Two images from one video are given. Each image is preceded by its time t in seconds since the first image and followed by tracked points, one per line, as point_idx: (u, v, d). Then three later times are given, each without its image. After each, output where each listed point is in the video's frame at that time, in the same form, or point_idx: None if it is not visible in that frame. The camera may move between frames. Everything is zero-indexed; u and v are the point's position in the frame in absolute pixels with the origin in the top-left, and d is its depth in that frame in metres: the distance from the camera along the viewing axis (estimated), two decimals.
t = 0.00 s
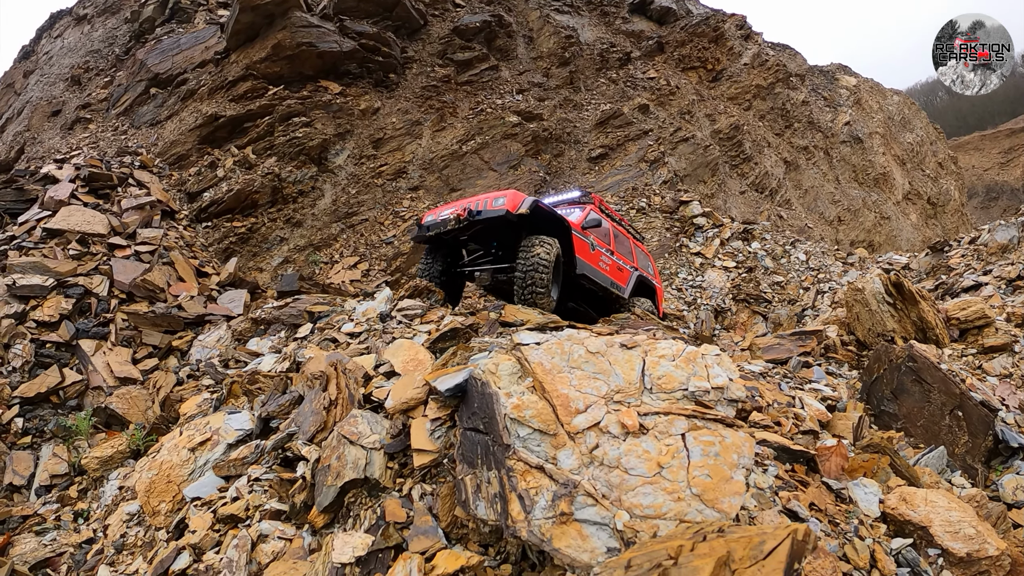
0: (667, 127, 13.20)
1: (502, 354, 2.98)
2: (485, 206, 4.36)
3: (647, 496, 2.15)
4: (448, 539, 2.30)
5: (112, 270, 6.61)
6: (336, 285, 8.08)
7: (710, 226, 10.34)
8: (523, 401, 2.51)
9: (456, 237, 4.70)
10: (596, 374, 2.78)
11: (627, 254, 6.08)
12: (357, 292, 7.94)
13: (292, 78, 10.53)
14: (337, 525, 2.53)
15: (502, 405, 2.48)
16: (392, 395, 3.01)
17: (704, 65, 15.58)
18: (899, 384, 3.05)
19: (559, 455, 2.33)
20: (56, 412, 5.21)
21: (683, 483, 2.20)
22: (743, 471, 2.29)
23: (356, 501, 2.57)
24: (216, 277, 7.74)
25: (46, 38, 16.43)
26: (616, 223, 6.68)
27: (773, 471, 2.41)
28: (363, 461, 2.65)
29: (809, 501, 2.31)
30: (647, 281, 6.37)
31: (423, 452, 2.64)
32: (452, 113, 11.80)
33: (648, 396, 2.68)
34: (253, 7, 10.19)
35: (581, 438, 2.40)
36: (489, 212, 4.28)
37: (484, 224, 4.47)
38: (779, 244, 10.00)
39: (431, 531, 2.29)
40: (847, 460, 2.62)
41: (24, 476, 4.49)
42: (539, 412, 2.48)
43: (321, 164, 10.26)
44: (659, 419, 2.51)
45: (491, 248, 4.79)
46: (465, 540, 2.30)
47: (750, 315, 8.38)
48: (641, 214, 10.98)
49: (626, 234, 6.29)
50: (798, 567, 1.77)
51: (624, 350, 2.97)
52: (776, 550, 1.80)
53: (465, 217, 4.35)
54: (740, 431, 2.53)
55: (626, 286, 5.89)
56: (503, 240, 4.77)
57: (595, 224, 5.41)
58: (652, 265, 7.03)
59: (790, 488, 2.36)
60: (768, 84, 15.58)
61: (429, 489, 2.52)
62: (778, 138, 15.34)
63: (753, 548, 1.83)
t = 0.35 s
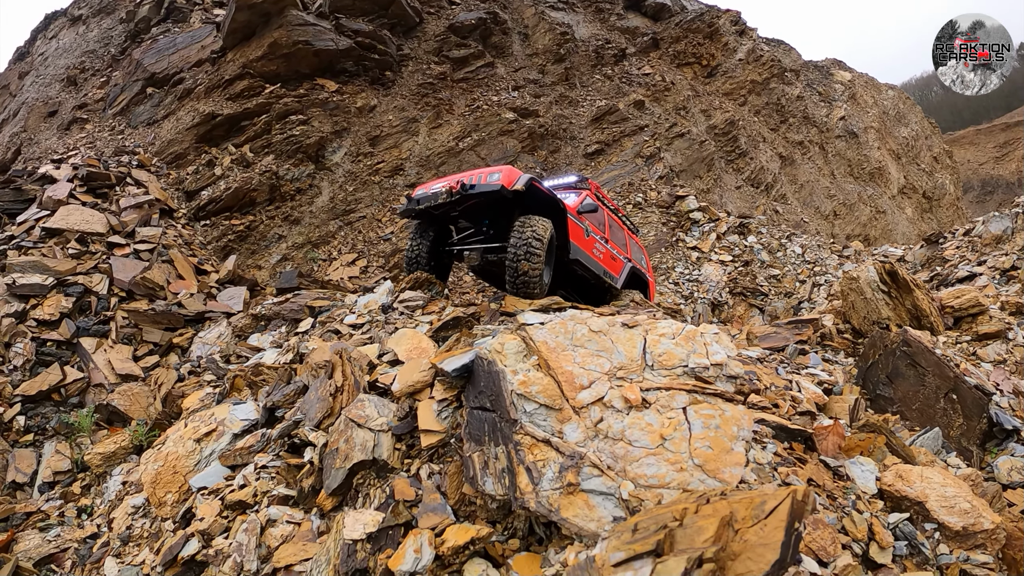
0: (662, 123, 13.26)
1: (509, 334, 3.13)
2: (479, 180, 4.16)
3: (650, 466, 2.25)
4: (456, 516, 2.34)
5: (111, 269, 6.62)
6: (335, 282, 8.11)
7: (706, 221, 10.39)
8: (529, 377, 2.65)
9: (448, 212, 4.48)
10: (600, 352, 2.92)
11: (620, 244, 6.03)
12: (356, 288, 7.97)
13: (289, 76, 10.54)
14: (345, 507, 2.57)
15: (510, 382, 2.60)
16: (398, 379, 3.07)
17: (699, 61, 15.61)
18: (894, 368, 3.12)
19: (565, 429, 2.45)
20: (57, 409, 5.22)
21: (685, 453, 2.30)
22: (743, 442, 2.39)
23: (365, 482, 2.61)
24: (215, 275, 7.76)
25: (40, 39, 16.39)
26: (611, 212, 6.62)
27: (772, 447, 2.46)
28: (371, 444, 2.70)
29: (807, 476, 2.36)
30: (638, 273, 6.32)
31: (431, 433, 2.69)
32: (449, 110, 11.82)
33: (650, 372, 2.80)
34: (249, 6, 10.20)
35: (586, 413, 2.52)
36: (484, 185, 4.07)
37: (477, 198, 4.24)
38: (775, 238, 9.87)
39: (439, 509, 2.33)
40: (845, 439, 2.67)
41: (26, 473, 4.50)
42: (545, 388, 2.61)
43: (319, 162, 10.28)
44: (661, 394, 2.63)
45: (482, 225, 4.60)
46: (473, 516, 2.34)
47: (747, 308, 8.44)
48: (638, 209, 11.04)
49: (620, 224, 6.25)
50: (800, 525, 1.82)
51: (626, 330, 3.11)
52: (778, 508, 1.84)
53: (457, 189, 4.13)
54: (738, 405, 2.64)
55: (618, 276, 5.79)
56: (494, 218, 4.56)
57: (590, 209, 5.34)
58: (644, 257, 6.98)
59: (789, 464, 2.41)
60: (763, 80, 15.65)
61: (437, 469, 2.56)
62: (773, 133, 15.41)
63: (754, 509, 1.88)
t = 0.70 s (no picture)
0: (663, 125, 13.30)
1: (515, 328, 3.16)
2: (495, 172, 4.13)
3: (656, 456, 2.27)
4: (464, 508, 2.37)
5: (115, 270, 6.66)
6: (338, 284, 8.14)
7: (708, 222, 10.41)
8: (537, 369, 2.68)
9: (454, 201, 4.45)
10: (605, 345, 2.95)
11: (624, 248, 6.06)
12: (359, 289, 8.00)
13: (291, 79, 10.59)
14: (352, 500, 2.60)
15: (518, 374, 2.64)
16: (406, 374, 3.12)
17: (699, 63, 15.66)
18: (895, 364, 3.14)
19: (572, 420, 2.48)
20: (61, 410, 5.24)
21: (690, 444, 2.32)
22: (747, 433, 2.41)
23: (372, 476, 2.64)
24: (218, 277, 7.80)
25: (43, 42, 16.47)
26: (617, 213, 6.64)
27: (775, 440, 2.49)
28: (380, 438, 2.73)
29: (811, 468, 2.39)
30: (638, 278, 6.36)
31: (439, 426, 2.73)
32: (451, 112, 11.88)
33: (655, 365, 2.83)
34: (251, 9, 10.25)
35: (593, 404, 2.55)
36: (500, 178, 4.05)
37: (489, 191, 4.22)
38: (777, 238, 9.98)
39: (447, 501, 2.36)
40: (846, 433, 2.70)
41: (30, 473, 4.52)
42: (552, 379, 2.64)
43: (321, 165, 10.32)
44: (666, 385, 2.66)
45: (490, 219, 4.59)
46: (481, 509, 2.38)
47: (749, 309, 8.46)
48: (640, 211, 11.09)
49: (624, 227, 6.28)
50: (805, 510, 1.87)
51: (630, 324, 3.14)
52: (782, 493, 1.89)
53: (471, 179, 4.10)
54: (743, 397, 2.67)
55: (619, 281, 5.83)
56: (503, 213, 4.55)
57: (599, 210, 5.36)
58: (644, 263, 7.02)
59: (793, 456, 2.44)
60: (763, 82, 15.70)
61: (444, 462, 2.60)
62: (774, 135, 15.44)
63: (759, 494, 1.93)
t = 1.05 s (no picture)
0: (672, 128, 13.30)
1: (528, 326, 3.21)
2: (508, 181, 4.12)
3: (667, 451, 2.31)
4: (476, 503, 2.41)
5: (126, 270, 6.74)
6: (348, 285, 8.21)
7: (716, 226, 10.39)
8: (550, 365, 2.73)
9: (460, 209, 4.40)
10: (617, 342, 2.99)
11: (626, 241, 6.11)
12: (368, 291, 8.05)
13: (301, 81, 10.69)
14: (364, 495, 2.65)
15: (531, 370, 2.69)
16: (419, 371, 3.16)
17: (708, 67, 15.66)
18: (903, 366, 3.17)
19: (584, 415, 2.52)
20: (71, 408, 5.27)
21: (700, 439, 2.35)
22: (756, 428, 2.44)
23: (385, 472, 2.69)
24: (228, 277, 7.88)
25: (54, 44, 16.65)
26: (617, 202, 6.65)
27: (784, 438, 2.50)
28: (393, 433, 2.77)
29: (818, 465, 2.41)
30: (640, 270, 6.44)
31: (451, 422, 2.78)
32: (460, 115, 11.96)
33: (665, 362, 2.87)
34: (262, 12, 10.35)
35: (605, 399, 2.59)
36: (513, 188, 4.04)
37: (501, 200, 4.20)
38: (785, 242, 9.98)
39: (461, 495, 2.40)
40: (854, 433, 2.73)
41: (39, 470, 4.56)
42: (565, 375, 2.69)
43: (331, 166, 10.40)
44: (677, 381, 2.69)
45: (497, 226, 4.56)
46: (493, 503, 2.42)
47: (757, 313, 8.44)
48: (648, 214, 11.12)
49: (626, 218, 6.30)
50: (812, 501, 1.91)
51: (641, 321, 3.17)
52: (790, 485, 1.93)
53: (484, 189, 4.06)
54: (753, 394, 2.69)
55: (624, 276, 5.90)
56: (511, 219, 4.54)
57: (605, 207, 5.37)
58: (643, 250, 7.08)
59: (800, 453, 2.46)
60: (772, 85, 15.68)
61: (457, 457, 2.64)
62: (783, 138, 15.43)
63: (768, 486, 1.96)
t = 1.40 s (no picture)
0: (678, 127, 13.32)
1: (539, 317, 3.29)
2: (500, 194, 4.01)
3: (674, 435, 2.38)
4: (490, 486, 2.50)
5: (137, 266, 6.85)
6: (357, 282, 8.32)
7: (722, 225, 10.42)
8: (563, 353, 2.82)
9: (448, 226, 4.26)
10: (626, 333, 3.06)
11: (616, 223, 6.10)
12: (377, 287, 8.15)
13: (310, 79, 10.80)
14: (380, 481, 2.74)
15: (544, 358, 2.78)
16: (434, 361, 3.27)
17: (715, 66, 15.66)
18: (904, 361, 3.23)
19: (595, 401, 2.60)
20: (84, 401, 5.38)
21: (706, 424, 2.42)
22: (759, 415, 2.51)
23: (402, 458, 2.78)
24: (238, 273, 8.01)
25: (64, 41, 16.83)
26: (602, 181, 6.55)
27: (787, 427, 2.57)
28: (408, 421, 2.86)
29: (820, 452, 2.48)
30: (631, 249, 6.48)
31: (466, 409, 2.87)
32: (468, 114, 12.05)
33: (672, 352, 2.94)
34: (272, 11, 10.46)
35: (614, 386, 2.66)
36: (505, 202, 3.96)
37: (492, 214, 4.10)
38: (791, 241, 9.98)
39: (476, 479, 2.49)
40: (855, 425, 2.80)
41: (53, 462, 4.66)
42: (577, 363, 2.77)
43: (340, 164, 10.50)
44: (684, 370, 2.76)
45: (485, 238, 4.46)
46: (506, 487, 2.50)
47: (763, 312, 8.46)
48: (654, 213, 11.20)
49: (613, 200, 6.25)
50: (811, 480, 1.98)
51: (649, 313, 3.24)
52: (791, 464, 2.01)
53: (474, 207, 3.94)
54: (758, 383, 2.75)
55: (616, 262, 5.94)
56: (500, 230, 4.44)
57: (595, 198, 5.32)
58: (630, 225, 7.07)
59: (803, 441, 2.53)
60: (779, 85, 15.66)
61: (471, 444, 2.73)
62: (790, 138, 15.44)
63: (770, 465, 2.04)
